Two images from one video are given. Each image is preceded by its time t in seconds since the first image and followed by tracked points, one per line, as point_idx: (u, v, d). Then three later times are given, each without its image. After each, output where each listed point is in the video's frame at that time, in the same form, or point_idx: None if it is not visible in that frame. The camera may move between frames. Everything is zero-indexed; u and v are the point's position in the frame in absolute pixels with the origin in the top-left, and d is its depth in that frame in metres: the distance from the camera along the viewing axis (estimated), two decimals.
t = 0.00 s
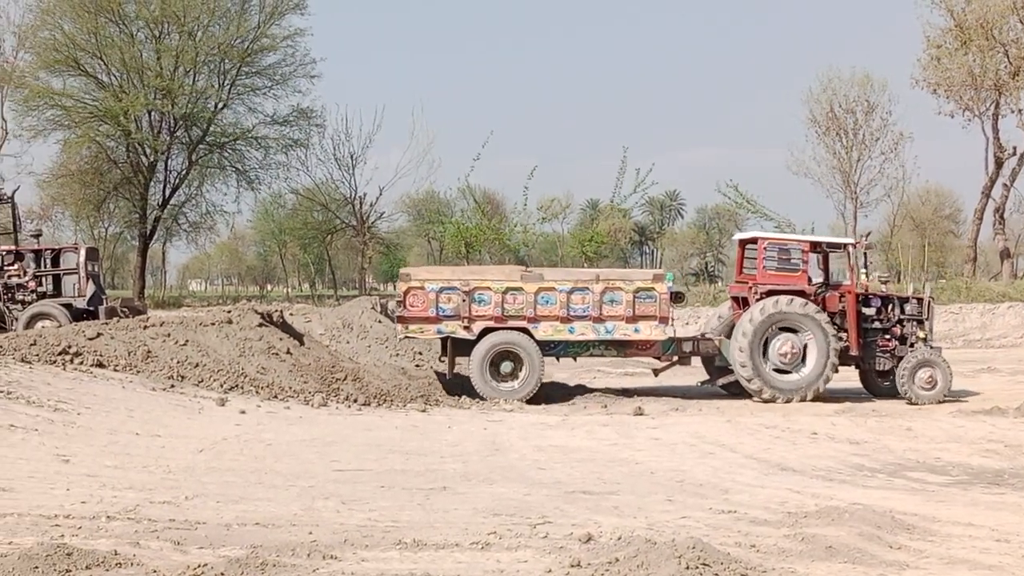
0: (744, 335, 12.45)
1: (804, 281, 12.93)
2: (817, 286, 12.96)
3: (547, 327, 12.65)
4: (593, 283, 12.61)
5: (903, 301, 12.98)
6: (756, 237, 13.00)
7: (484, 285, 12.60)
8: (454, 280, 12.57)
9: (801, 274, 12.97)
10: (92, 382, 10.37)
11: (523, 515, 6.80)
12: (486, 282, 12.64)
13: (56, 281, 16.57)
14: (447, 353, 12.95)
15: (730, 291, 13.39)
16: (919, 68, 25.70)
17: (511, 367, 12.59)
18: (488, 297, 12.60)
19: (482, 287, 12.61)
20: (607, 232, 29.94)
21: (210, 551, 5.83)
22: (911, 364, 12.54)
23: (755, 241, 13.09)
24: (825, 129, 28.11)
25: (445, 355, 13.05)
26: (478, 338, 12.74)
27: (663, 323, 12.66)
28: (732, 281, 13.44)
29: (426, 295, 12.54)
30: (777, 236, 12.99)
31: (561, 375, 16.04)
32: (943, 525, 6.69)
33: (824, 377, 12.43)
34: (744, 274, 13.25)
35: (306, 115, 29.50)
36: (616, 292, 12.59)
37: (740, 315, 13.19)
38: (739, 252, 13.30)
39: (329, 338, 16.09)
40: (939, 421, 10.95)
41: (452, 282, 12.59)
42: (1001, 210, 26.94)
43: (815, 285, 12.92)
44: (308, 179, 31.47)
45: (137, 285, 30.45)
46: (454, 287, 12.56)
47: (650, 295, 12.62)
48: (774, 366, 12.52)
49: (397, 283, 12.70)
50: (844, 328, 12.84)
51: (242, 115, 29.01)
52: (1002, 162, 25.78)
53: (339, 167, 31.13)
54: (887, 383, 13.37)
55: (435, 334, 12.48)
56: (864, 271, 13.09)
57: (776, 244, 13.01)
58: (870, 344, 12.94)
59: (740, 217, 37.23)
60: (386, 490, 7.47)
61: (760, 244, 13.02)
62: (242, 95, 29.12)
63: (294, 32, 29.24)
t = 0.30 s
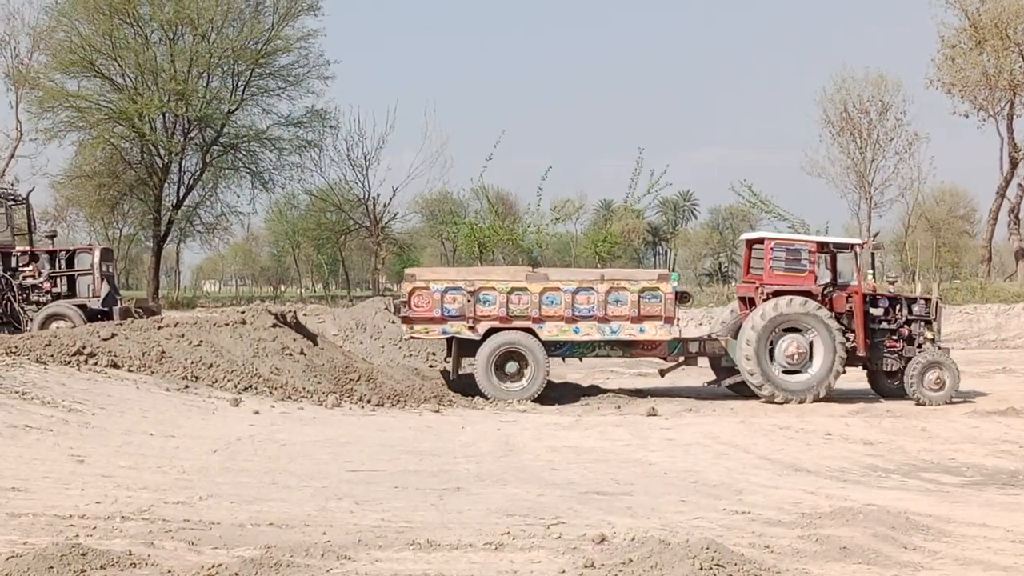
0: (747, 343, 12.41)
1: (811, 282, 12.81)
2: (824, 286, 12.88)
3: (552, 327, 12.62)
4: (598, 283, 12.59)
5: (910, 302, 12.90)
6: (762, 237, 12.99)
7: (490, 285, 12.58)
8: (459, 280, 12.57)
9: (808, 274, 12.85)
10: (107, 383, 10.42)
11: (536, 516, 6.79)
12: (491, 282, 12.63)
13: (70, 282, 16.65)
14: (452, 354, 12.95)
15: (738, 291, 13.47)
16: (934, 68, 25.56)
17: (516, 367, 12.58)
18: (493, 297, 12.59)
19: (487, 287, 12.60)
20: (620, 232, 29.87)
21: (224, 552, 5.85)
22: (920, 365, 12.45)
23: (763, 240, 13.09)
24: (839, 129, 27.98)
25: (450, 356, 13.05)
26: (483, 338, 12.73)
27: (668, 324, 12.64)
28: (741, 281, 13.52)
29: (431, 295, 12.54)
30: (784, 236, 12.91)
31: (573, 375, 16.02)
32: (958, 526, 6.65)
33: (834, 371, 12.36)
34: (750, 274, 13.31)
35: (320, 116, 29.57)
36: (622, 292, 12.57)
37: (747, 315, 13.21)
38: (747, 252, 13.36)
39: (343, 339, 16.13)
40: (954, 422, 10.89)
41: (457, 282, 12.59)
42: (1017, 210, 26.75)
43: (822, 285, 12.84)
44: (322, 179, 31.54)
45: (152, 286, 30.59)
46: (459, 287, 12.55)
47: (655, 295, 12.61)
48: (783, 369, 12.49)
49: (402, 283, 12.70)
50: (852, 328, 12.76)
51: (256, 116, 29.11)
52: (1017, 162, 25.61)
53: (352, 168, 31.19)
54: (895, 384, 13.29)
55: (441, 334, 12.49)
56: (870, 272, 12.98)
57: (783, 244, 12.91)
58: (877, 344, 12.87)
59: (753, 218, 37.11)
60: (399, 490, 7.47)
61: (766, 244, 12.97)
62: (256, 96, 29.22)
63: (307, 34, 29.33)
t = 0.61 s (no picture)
0: (750, 350, 12.37)
1: (815, 282, 12.80)
2: (827, 286, 12.86)
3: (553, 328, 12.61)
4: (599, 283, 12.59)
5: (915, 302, 12.86)
6: (765, 238, 12.91)
7: (491, 286, 12.58)
8: (461, 280, 12.57)
9: (811, 275, 12.83)
10: (116, 383, 10.45)
11: (546, 516, 6.79)
12: (492, 282, 12.62)
13: (80, 283, 16.70)
14: (454, 354, 12.96)
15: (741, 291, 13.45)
16: (943, 68, 25.47)
17: (519, 366, 12.57)
18: (494, 297, 12.58)
19: (488, 288, 12.59)
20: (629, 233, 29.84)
21: (233, 553, 5.85)
22: (924, 365, 12.40)
23: (765, 241, 13.03)
24: (848, 129, 27.89)
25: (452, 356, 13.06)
26: (484, 338, 12.73)
27: (670, 323, 12.64)
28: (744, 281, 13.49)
29: (432, 296, 12.54)
30: (788, 236, 12.84)
31: (581, 376, 16.01)
32: (968, 527, 6.62)
33: (840, 367, 12.31)
34: (754, 274, 13.26)
35: (329, 117, 29.62)
36: (623, 293, 12.57)
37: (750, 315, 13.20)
38: (750, 252, 13.30)
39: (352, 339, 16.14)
40: (964, 423, 10.84)
41: (458, 283, 12.59)
42: None
43: (826, 285, 12.83)
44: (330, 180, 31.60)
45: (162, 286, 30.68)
46: (461, 288, 12.55)
47: (657, 296, 12.60)
48: (788, 370, 12.44)
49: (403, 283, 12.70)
50: (856, 328, 12.74)
51: (265, 117, 29.18)
52: None
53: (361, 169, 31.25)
54: (899, 384, 13.23)
55: (443, 335, 12.50)
56: (874, 272, 12.95)
57: (786, 245, 12.85)
58: (881, 345, 12.81)
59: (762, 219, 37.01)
60: (408, 491, 7.48)
61: (769, 245, 12.90)
62: (264, 97, 29.28)
63: (316, 35, 29.40)
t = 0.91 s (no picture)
0: (749, 355, 12.34)
1: (814, 283, 12.80)
2: (826, 287, 12.86)
3: (552, 328, 12.61)
4: (598, 284, 12.59)
5: (914, 302, 12.85)
6: (764, 238, 12.93)
7: (489, 287, 12.58)
8: (460, 281, 12.58)
9: (810, 275, 12.83)
10: (120, 383, 10.47)
11: (549, 516, 6.78)
12: (491, 283, 12.62)
13: (83, 282, 16.73)
14: (453, 355, 12.96)
15: (741, 291, 13.48)
16: (947, 67, 25.42)
17: (517, 366, 12.58)
18: (493, 298, 12.59)
19: (486, 289, 12.60)
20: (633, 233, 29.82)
21: (237, 553, 5.86)
22: (924, 365, 12.37)
23: (764, 241, 13.05)
24: (852, 129, 27.85)
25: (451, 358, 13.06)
26: (483, 339, 12.73)
27: (668, 323, 12.62)
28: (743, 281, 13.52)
29: (431, 296, 12.55)
30: (787, 237, 12.85)
31: (585, 376, 16.00)
32: (973, 527, 6.61)
33: (840, 362, 12.29)
34: (753, 274, 13.26)
35: (333, 117, 29.64)
36: (622, 293, 12.56)
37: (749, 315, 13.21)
38: (749, 253, 13.31)
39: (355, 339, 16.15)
40: (968, 423, 10.81)
41: (457, 283, 12.60)
42: None
43: (825, 286, 12.82)
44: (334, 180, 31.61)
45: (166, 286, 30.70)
46: (459, 289, 12.56)
47: (655, 296, 12.59)
48: (789, 371, 12.42)
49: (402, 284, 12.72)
50: (855, 328, 12.71)
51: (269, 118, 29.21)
52: None
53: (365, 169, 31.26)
54: (899, 384, 13.21)
55: (443, 335, 12.50)
56: (874, 273, 12.88)
57: (785, 245, 12.86)
58: (880, 345, 12.79)
59: (766, 219, 36.94)
60: (412, 491, 7.48)
61: (768, 245, 12.92)
62: (268, 97, 29.30)
63: (319, 35, 29.40)
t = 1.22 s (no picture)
0: (746, 360, 12.35)
1: (810, 283, 12.77)
2: (823, 287, 12.83)
3: (548, 329, 12.60)
4: (594, 284, 12.59)
5: (911, 302, 12.84)
6: (760, 238, 12.94)
7: (486, 287, 12.58)
8: (456, 282, 12.58)
9: (806, 275, 12.80)
10: (123, 383, 10.48)
11: (551, 516, 6.78)
12: (487, 284, 12.63)
13: (86, 282, 16.76)
14: (450, 356, 12.97)
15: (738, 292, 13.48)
16: (949, 67, 25.40)
17: (514, 366, 12.58)
18: (489, 298, 12.59)
19: (483, 289, 12.60)
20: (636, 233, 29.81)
21: (239, 553, 5.86)
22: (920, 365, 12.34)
23: (760, 241, 13.07)
24: (854, 129, 27.83)
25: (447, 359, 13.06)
26: (480, 340, 12.73)
27: (664, 324, 12.61)
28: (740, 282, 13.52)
29: (427, 297, 12.56)
30: (783, 237, 12.85)
31: (587, 376, 15.99)
32: (975, 527, 6.60)
33: (837, 357, 12.26)
34: (750, 275, 13.25)
35: (335, 117, 29.65)
36: (618, 293, 12.55)
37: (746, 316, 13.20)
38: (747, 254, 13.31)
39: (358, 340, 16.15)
40: (970, 423, 10.79)
41: (453, 284, 12.60)
42: None
43: (822, 285, 12.80)
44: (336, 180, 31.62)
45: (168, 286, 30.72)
46: (455, 289, 12.56)
47: (651, 296, 12.58)
48: (787, 372, 12.41)
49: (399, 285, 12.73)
50: (852, 328, 12.70)
51: (272, 118, 29.21)
52: None
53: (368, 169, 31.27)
54: (897, 384, 13.19)
55: (439, 336, 12.50)
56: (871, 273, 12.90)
57: (781, 245, 12.87)
58: (877, 345, 12.78)
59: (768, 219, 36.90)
60: (414, 491, 7.48)
61: (764, 245, 12.93)
62: (270, 97, 29.31)
63: (322, 35, 29.42)
